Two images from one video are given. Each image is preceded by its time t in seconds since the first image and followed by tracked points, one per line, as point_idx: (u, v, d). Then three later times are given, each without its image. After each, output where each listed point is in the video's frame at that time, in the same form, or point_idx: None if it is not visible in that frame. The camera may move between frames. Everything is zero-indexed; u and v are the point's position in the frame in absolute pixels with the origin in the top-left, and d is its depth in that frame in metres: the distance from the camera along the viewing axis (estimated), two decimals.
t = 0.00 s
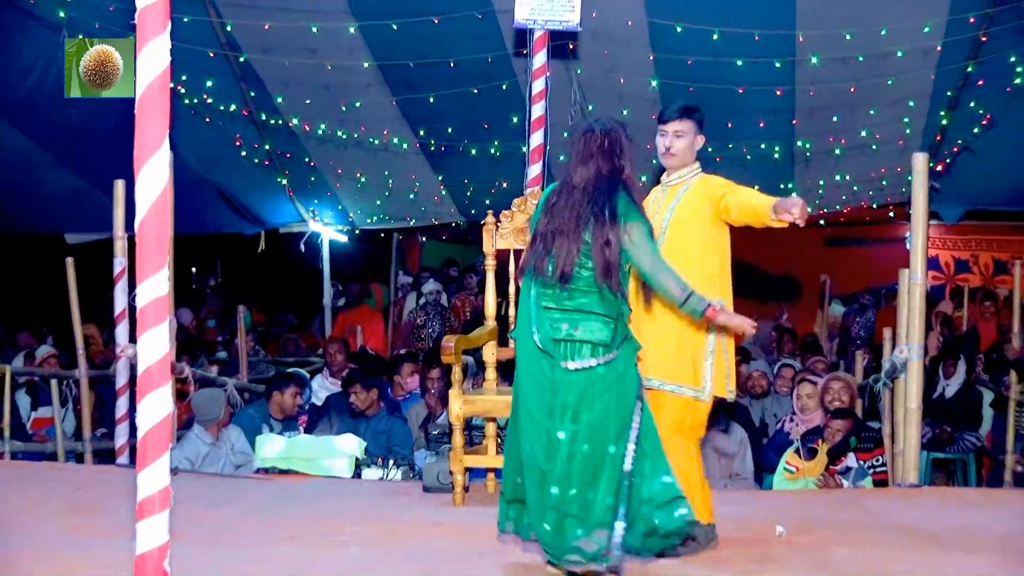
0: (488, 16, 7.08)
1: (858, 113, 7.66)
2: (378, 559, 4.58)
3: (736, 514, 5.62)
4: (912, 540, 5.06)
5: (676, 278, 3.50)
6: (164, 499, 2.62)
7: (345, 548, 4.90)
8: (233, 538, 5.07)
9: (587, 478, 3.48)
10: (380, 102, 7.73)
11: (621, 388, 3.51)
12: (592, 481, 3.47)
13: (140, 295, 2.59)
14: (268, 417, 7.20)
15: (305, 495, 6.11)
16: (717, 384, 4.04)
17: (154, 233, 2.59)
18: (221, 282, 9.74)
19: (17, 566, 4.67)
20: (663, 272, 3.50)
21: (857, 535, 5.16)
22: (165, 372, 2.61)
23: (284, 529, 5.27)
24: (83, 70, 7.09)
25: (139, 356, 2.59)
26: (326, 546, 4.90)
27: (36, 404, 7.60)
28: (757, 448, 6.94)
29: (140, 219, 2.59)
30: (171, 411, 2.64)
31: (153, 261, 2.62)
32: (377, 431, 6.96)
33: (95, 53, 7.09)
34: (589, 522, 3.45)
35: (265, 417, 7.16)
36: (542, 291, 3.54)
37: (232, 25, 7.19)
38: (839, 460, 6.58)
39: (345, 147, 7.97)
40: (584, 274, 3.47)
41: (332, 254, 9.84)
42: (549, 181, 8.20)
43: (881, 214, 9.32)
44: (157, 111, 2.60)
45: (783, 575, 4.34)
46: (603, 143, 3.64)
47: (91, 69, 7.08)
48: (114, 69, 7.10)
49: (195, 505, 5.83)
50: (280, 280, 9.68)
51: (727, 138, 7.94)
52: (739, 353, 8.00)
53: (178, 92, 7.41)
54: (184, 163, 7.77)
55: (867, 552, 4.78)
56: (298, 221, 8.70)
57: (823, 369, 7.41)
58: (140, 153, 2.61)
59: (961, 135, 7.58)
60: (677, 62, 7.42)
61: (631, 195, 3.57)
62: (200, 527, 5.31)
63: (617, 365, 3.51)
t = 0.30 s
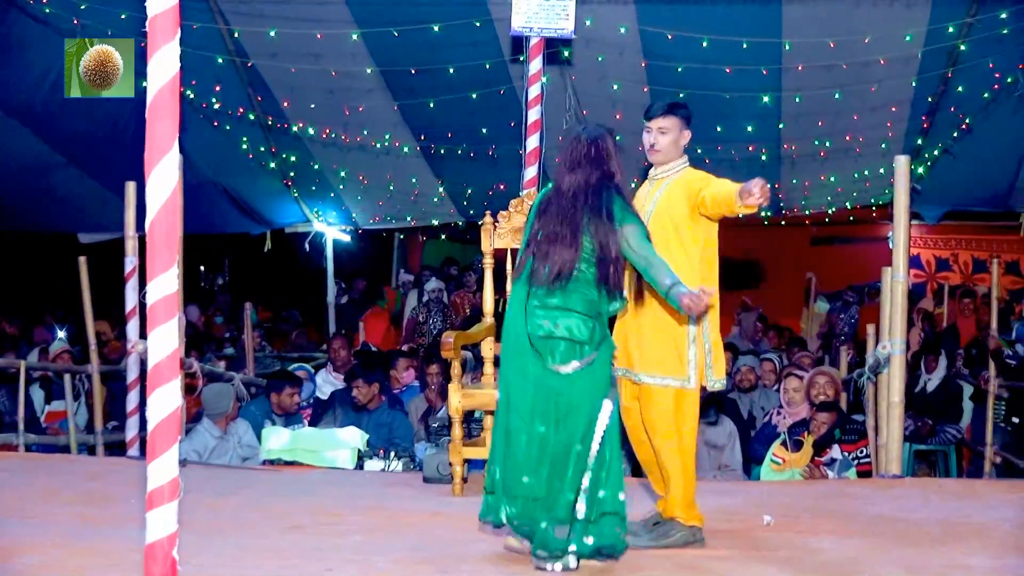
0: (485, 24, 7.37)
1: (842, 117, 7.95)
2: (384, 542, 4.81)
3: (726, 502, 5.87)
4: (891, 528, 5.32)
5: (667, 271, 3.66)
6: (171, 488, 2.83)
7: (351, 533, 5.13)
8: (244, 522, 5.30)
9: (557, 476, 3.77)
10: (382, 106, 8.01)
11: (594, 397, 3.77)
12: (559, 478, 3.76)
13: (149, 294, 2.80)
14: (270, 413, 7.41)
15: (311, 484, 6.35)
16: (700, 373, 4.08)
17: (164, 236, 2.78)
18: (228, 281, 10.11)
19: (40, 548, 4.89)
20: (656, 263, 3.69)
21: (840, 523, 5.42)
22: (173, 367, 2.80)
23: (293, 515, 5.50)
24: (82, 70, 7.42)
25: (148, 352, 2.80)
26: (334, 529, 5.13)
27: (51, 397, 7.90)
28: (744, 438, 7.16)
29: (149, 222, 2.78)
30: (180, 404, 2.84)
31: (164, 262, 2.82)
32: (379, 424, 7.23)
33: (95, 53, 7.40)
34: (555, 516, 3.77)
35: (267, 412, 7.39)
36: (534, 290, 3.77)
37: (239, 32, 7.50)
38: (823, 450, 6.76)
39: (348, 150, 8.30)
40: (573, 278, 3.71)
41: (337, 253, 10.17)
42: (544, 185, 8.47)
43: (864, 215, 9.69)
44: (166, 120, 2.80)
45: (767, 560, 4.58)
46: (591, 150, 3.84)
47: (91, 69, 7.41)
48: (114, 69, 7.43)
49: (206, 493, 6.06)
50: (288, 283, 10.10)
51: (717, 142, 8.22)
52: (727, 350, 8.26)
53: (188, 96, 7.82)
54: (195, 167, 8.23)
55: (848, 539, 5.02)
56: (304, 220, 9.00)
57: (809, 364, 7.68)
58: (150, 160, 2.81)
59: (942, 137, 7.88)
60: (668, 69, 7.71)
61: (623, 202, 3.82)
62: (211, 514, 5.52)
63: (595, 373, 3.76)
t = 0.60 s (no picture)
0: (479, 25, 7.37)
1: (835, 117, 7.96)
2: (378, 543, 4.80)
3: (720, 502, 5.86)
4: (885, 528, 5.32)
5: (621, 266, 3.72)
6: (166, 489, 2.82)
7: (346, 533, 5.11)
8: (237, 523, 5.28)
9: (522, 462, 3.82)
10: (375, 107, 8.02)
11: (551, 379, 3.79)
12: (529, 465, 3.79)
13: (143, 295, 2.79)
14: (260, 416, 7.39)
15: (304, 484, 6.33)
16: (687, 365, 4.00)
17: (157, 234, 2.79)
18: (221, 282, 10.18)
19: (34, 549, 4.87)
20: (610, 259, 3.74)
21: (833, 523, 5.42)
22: (167, 367, 2.79)
23: (287, 517, 5.47)
24: (83, 70, 7.35)
25: (143, 353, 2.79)
26: (327, 530, 5.12)
27: (43, 398, 7.87)
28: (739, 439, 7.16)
29: (144, 221, 2.78)
30: (174, 405, 2.83)
31: (156, 262, 2.81)
32: (372, 424, 7.23)
33: (95, 53, 7.33)
34: (525, 505, 3.78)
35: (258, 415, 7.36)
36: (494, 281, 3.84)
37: (233, 33, 7.50)
38: (817, 451, 6.74)
39: (342, 150, 8.30)
40: (527, 270, 3.79)
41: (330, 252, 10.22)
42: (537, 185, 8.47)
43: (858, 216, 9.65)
44: (161, 118, 2.80)
45: (761, 561, 4.58)
46: (578, 150, 3.89)
47: (91, 69, 7.35)
48: (113, 69, 7.36)
49: (198, 494, 6.02)
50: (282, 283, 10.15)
51: (710, 141, 8.23)
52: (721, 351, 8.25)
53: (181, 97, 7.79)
54: (190, 169, 8.20)
55: (843, 540, 5.02)
56: (297, 221, 8.99)
57: (803, 364, 7.68)
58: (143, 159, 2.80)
59: (935, 137, 7.90)
60: (661, 69, 7.72)
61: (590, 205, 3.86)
62: (203, 515, 5.48)
63: (550, 356, 3.79)
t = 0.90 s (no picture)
0: (476, 27, 7.38)
1: (832, 120, 7.97)
2: (374, 546, 4.79)
3: (717, 504, 5.86)
4: (882, 530, 5.31)
5: (579, 293, 3.67)
6: (164, 490, 2.85)
7: (342, 536, 5.10)
8: (233, 526, 5.27)
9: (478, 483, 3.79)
10: (373, 109, 8.02)
11: (510, 403, 3.80)
12: (485, 486, 3.78)
13: (139, 296, 2.83)
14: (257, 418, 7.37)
15: (302, 486, 6.33)
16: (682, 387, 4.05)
17: (155, 236, 2.82)
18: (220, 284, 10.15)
19: (29, 552, 4.86)
20: (571, 286, 3.70)
21: (830, 526, 5.42)
22: (165, 369, 2.84)
23: (285, 519, 5.46)
24: (83, 70, 7.40)
25: (140, 355, 2.83)
26: (324, 532, 5.11)
27: (40, 400, 7.87)
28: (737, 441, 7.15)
29: (141, 222, 2.82)
30: (171, 406, 2.87)
31: (153, 263, 2.85)
32: (369, 427, 7.22)
33: (95, 53, 7.39)
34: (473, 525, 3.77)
35: (255, 417, 7.36)
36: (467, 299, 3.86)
37: (229, 34, 7.50)
38: (814, 453, 6.73)
39: (339, 152, 8.31)
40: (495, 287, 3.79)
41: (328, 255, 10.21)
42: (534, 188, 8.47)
43: (857, 217, 9.64)
44: (158, 120, 2.83)
45: (757, 564, 4.56)
46: (560, 172, 3.89)
47: (90, 69, 7.39)
48: (114, 69, 7.41)
49: (195, 496, 6.02)
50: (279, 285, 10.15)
51: (707, 144, 8.23)
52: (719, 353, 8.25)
53: (180, 100, 7.81)
54: (185, 169, 8.21)
55: (838, 543, 5.02)
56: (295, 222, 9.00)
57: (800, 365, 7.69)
58: (141, 161, 2.84)
59: (931, 140, 7.91)
60: (658, 71, 7.72)
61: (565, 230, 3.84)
62: (200, 517, 5.48)
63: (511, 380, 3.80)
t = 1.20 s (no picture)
0: (474, 28, 7.38)
1: (831, 120, 7.97)
2: (373, 547, 4.78)
3: (716, 506, 5.86)
4: (881, 531, 5.31)
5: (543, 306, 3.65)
6: (162, 490, 2.85)
7: (341, 537, 5.09)
8: (232, 526, 5.28)
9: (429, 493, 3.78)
10: (371, 109, 8.03)
11: (465, 413, 3.76)
12: (433, 496, 3.76)
13: (138, 297, 2.82)
14: (256, 419, 7.37)
15: (300, 487, 6.33)
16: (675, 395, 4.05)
17: (154, 237, 2.83)
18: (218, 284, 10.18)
19: (28, 553, 4.86)
20: (531, 298, 3.68)
21: (830, 527, 5.42)
22: (163, 370, 2.84)
23: (284, 520, 5.46)
24: (83, 70, 7.44)
25: (139, 355, 2.82)
26: (322, 532, 5.11)
27: (39, 400, 7.87)
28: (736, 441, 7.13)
29: (139, 222, 2.82)
30: (170, 407, 2.87)
31: (153, 263, 2.85)
32: (368, 428, 7.22)
33: (95, 53, 7.41)
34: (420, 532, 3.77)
35: (254, 416, 7.35)
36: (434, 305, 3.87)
37: (228, 35, 7.51)
38: (812, 453, 6.73)
39: (338, 153, 8.31)
40: (457, 294, 3.80)
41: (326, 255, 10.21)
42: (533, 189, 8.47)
43: (855, 218, 9.66)
44: (156, 121, 2.83)
45: (755, 565, 4.57)
46: (523, 176, 3.88)
47: (91, 69, 7.44)
48: (114, 69, 7.47)
49: (194, 497, 6.02)
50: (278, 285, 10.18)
51: (706, 145, 8.22)
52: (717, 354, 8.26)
53: (178, 100, 7.78)
54: (185, 169, 8.23)
55: (838, 545, 5.02)
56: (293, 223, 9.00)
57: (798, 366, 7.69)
58: (140, 159, 2.84)
59: (930, 141, 7.92)
60: (657, 71, 7.72)
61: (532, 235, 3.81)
62: (200, 517, 5.48)
63: (466, 389, 3.77)
